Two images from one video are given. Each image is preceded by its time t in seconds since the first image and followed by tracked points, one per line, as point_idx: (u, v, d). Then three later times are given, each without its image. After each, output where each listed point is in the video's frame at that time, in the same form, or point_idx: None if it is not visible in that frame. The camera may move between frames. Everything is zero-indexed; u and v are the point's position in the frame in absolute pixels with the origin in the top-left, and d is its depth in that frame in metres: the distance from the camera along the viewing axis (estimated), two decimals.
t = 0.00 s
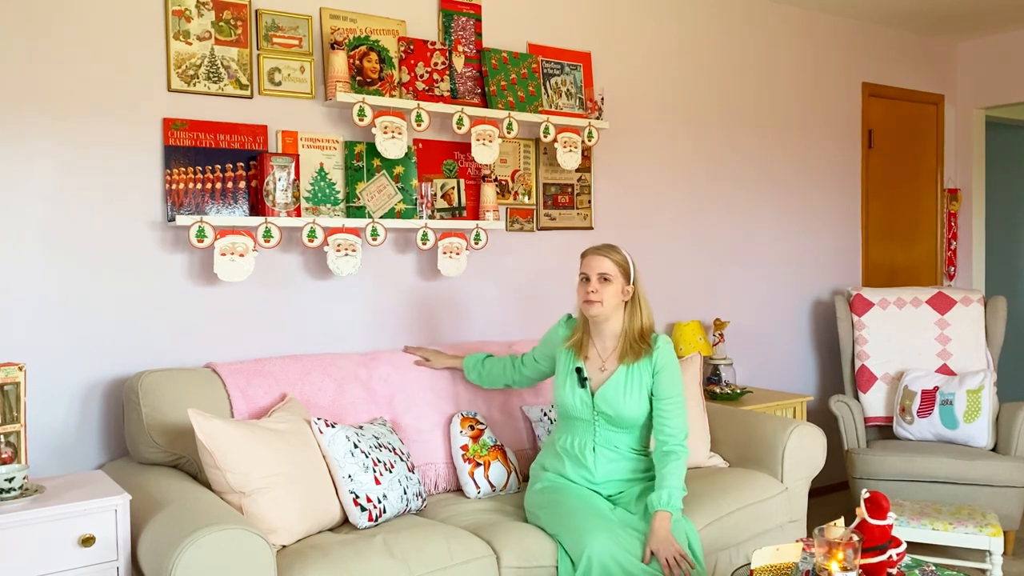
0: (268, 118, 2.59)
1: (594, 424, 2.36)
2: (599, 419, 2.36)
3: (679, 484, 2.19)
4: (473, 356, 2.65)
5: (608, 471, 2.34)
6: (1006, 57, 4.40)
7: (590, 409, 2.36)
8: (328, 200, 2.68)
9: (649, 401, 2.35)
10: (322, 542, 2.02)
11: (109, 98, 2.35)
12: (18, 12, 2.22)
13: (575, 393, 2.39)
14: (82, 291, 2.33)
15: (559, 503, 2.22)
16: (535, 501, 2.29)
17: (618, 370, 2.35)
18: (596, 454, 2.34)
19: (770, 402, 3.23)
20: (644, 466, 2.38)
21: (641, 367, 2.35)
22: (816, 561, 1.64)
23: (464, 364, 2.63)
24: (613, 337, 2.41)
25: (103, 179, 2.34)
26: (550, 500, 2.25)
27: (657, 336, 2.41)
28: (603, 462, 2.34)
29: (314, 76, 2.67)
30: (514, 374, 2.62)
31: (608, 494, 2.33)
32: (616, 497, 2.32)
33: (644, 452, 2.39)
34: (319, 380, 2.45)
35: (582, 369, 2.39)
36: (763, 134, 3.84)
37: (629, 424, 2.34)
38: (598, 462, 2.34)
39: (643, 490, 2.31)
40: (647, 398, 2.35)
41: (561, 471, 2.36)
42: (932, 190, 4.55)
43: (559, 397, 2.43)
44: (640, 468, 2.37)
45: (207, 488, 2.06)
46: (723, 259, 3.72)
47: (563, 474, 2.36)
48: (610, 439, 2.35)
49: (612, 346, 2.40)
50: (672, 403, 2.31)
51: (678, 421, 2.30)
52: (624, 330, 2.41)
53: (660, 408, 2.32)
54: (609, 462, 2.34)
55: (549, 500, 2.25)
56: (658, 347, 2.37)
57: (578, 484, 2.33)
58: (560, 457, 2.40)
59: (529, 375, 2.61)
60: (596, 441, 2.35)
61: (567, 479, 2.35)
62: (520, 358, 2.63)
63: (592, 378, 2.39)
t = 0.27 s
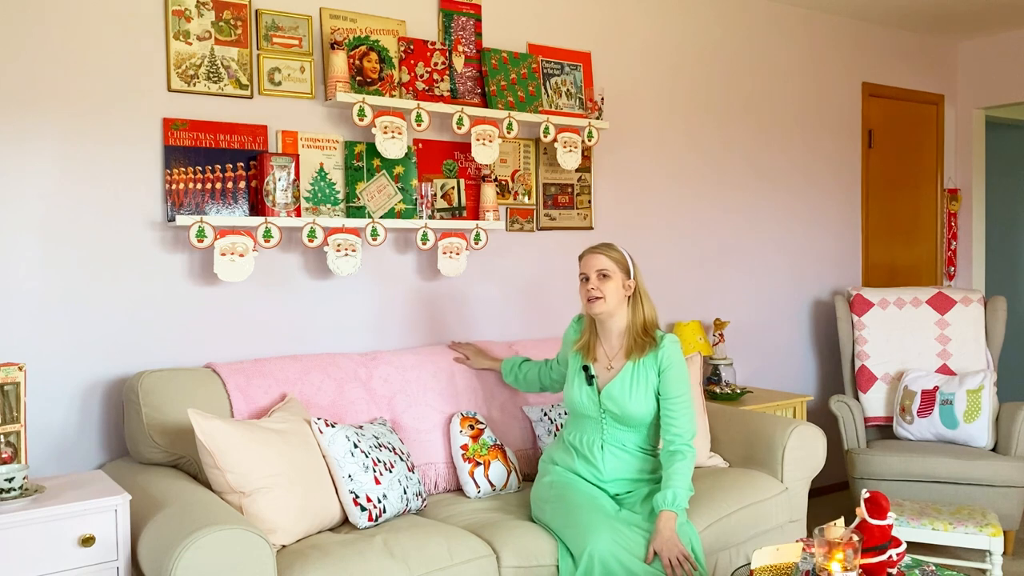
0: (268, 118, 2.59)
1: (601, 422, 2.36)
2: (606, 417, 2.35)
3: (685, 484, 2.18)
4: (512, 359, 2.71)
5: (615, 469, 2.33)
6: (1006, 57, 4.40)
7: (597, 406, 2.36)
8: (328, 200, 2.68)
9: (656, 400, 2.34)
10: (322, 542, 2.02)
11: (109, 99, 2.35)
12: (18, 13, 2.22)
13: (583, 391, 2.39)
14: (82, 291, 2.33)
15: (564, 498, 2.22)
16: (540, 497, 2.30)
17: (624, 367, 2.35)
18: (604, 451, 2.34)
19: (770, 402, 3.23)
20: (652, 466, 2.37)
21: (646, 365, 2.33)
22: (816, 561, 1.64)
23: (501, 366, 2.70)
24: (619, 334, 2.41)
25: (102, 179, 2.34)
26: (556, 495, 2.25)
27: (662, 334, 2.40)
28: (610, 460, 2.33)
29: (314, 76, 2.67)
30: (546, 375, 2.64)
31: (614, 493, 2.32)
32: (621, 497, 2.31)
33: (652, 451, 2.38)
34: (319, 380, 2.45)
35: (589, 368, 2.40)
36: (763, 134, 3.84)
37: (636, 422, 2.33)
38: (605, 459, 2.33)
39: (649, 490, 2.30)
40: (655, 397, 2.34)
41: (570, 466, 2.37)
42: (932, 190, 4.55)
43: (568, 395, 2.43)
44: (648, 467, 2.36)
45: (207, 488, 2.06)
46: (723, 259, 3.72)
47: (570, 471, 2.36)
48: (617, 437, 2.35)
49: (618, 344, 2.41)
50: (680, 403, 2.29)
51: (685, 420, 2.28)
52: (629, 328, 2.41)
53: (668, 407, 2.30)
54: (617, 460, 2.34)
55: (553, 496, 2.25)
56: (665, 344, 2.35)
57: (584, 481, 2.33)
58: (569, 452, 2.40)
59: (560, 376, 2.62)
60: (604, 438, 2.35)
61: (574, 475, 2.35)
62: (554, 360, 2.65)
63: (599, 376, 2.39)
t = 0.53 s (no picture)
0: (268, 118, 2.59)
1: (603, 422, 2.36)
2: (609, 417, 2.36)
3: (687, 482, 2.18)
4: (506, 366, 2.69)
5: (617, 469, 2.33)
6: (1006, 57, 4.40)
7: (600, 407, 2.37)
8: (328, 200, 2.68)
9: (659, 400, 2.34)
10: (322, 542, 2.02)
11: (108, 99, 2.34)
12: (18, 13, 2.22)
13: (585, 392, 2.39)
14: (82, 291, 2.33)
15: (566, 497, 2.22)
16: (541, 496, 2.30)
17: (627, 368, 2.35)
18: (606, 452, 2.34)
19: (770, 402, 3.23)
20: (654, 466, 2.37)
21: (649, 366, 2.34)
22: (816, 561, 1.64)
23: (496, 373, 2.68)
24: (621, 336, 2.41)
25: (102, 179, 2.34)
26: (558, 493, 2.25)
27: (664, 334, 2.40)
28: (612, 460, 2.33)
29: (314, 76, 2.67)
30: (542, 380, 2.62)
31: (616, 492, 2.32)
32: (623, 496, 2.31)
33: (655, 452, 2.38)
34: (319, 380, 2.45)
35: (590, 369, 2.40)
36: (763, 134, 3.84)
37: (639, 422, 2.34)
38: (608, 459, 2.34)
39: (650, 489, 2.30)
40: (657, 397, 2.34)
41: (571, 466, 2.37)
42: (932, 190, 4.55)
43: (570, 396, 2.44)
44: (650, 467, 2.36)
45: (207, 488, 2.06)
46: (722, 259, 3.72)
47: (571, 470, 2.36)
48: (620, 438, 2.35)
49: (621, 345, 2.41)
50: (681, 402, 2.30)
51: (687, 420, 2.29)
52: (630, 329, 2.41)
53: (669, 406, 2.31)
54: (619, 460, 2.34)
55: (554, 495, 2.25)
56: (667, 345, 2.36)
57: (586, 481, 2.33)
58: (571, 452, 2.40)
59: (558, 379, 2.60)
60: (606, 439, 2.35)
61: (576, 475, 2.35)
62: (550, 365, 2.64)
63: (601, 377, 2.40)
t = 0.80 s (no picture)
0: (268, 118, 2.59)
1: (600, 422, 2.37)
2: (606, 418, 2.36)
3: (681, 481, 2.20)
4: (473, 363, 2.66)
5: (613, 469, 2.34)
6: (1007, 57, 4.40)
7: (596, 408, 2.36)
8: (328, 200, 2.68)
9: (654, 400, 2.36)
10: (322, 542, 2.02)
11: (108, 99, 2.35)
12: (18, 13, 2.22)
13: (581, 393, 2.39)
14: (82, 290, 2.33)
15: (564, 499, 2.22)
16: (539, 498, 2.30)
17: (624, 368, 2.36)
18: (603, 452, 2.35)
19: (770, 402, 3.23)
20: (649, 465, 2.38)
21: (645, 366, 2.36)
22: (816, 561, 1.64)
23: (464, 370, 2.64)
24: (617, 335, 2.42)
25: (102, 179, 2.34)
26: (556, 495, 2.25)
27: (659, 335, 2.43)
28: (608, 461, 2.34)
29: (314, 76, 2.67)
30: (514, 378, 2.62)
31: (614, 493, 2.33)
32: (620, 497, 2.32)
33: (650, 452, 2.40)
34: (319, 380, 2.45)
35: (586, 370, 2.40)
36: (763, 134, 3.84)
37: (635, 422, 2.35)
38: (604, 460, 2.34)
39: (647, 489, 2.30)
40: (653, 396, 2.36)
41: (568, 468, 2.36)
42: (932, 190, 4.55)
43: (564, 397, 2.43)
44: (646, 467, 2.37)
45: (207, 488, 2.06)
46: (723, 259, 3.72)
47: (568, 471, 2.36)
48: (616, 438, 2.36)
49: (617, 345, 2.42)
50: (677, 401, 2.32)
51: (681, 419, 2.31)
52: (626, 329, 2.42)
53: (664, 405, 2.33)
54: (616, 460, 2.35)
55: (552, 497, 2.25)
56: (662, 346, 2.39)
57: (583, 482, 2.33)
58: (567, 454, 2.40)
59: (532, 378, 2.61)
60: (603, 440, 2.36)
61: (573, 476, 2.35)
62: (519, 363, 2.63)
63: (596, 377, 2.40)
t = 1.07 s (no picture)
0: (268, 118, 2.59)
1: (595, 423, 2.36)
2: (601, 418, 2.36)
3: (676, 478, 2.20)
4: (441, 355, 2.62)
5: (609, 469, 2.35)
6: (1006, 57, 4.40)
7: (591, 409, 2.36)
8: (329, 200, 2.68)
9: (647, 397, 2.36)
10: (322, 542, 2.02)
11: (108, 98, 2.34)
12: (17, 13, 2.22)
13: (575, 395, 2.38)
14: (82, 291, 2.33)
15: (561, 501, 2.22)
16: (536, 500, 2.30)
17: (618, 367, 2.36)
18: (598, 453, 2.35)
19: (771, 402, 3.23)
20: (645, 463, 2.39)
21: (638, 363, 2.36)
22: (816, 561, 1.64)
23: (433, 363, 2.61)
24: (608, 334, 2.41)
25: (103, 179, 2.34)
26: (553, 497, 2.25)
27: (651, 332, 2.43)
28: (604, 461, 2.34)
29: (314, 76, 2.67)
30: (488, 371, 2.60)
31: (611, 493, 2.33)
32: (617, 497, 2.32)
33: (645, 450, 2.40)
34: (319, 380, 2.45)
35: (579, 371, 2.39)
36: (763, 133, 3.84)
37: (629, 421, 2.35)
38: (600, 460, 2.34)
39: (644, 488, 2.31)
40: (646, 394, 2.36)
41: (564, 470, 2.36)
42: (932, 190, 4.55)
43: (557, 399, 2.42)
44: (641, 465, 2.37)
45: (207, 488, 2.06)
46: (722, 259, 3.72)
47: (564, 474, 2.36)
48: (611, 438, 2.36)
49: (609, 344, 2.42)
50: (670, 397, 2.33)
51: (674, 415, 2.32)
52: (616, 327, 2.42)
53: (656, 401, 2.33)
54: (612, 460, 2.35)
55: (549, 499, 2.25)
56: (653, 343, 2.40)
57: (579, 483, 2.33)
58: (563, 457, 2.40)
59: (507, 373, 2.60)
60: (598, 440, 2.36)
61: (569, 478, 2.35)
62: (493, 356, 2.61)
63: (590, 378, 2.39)
